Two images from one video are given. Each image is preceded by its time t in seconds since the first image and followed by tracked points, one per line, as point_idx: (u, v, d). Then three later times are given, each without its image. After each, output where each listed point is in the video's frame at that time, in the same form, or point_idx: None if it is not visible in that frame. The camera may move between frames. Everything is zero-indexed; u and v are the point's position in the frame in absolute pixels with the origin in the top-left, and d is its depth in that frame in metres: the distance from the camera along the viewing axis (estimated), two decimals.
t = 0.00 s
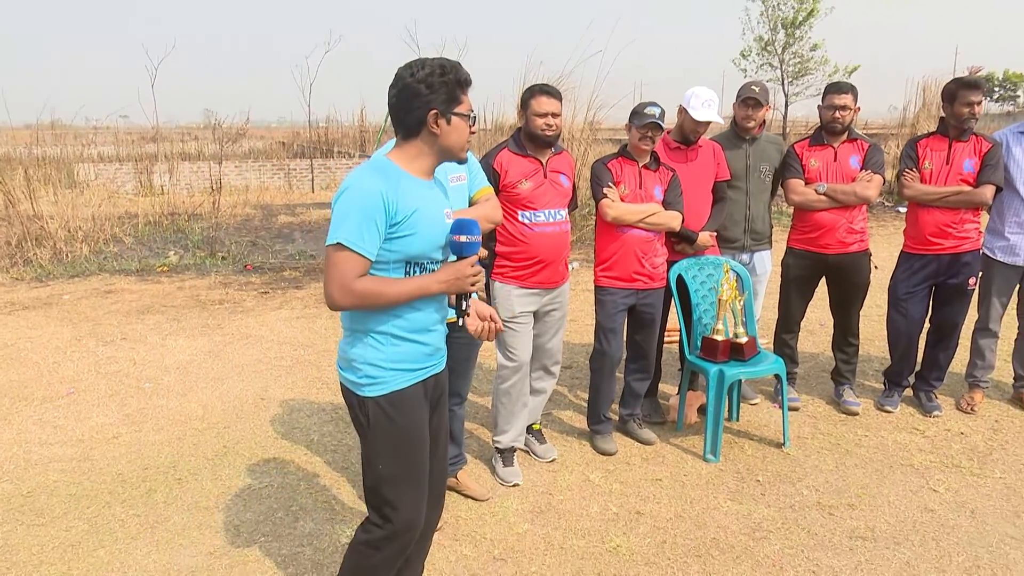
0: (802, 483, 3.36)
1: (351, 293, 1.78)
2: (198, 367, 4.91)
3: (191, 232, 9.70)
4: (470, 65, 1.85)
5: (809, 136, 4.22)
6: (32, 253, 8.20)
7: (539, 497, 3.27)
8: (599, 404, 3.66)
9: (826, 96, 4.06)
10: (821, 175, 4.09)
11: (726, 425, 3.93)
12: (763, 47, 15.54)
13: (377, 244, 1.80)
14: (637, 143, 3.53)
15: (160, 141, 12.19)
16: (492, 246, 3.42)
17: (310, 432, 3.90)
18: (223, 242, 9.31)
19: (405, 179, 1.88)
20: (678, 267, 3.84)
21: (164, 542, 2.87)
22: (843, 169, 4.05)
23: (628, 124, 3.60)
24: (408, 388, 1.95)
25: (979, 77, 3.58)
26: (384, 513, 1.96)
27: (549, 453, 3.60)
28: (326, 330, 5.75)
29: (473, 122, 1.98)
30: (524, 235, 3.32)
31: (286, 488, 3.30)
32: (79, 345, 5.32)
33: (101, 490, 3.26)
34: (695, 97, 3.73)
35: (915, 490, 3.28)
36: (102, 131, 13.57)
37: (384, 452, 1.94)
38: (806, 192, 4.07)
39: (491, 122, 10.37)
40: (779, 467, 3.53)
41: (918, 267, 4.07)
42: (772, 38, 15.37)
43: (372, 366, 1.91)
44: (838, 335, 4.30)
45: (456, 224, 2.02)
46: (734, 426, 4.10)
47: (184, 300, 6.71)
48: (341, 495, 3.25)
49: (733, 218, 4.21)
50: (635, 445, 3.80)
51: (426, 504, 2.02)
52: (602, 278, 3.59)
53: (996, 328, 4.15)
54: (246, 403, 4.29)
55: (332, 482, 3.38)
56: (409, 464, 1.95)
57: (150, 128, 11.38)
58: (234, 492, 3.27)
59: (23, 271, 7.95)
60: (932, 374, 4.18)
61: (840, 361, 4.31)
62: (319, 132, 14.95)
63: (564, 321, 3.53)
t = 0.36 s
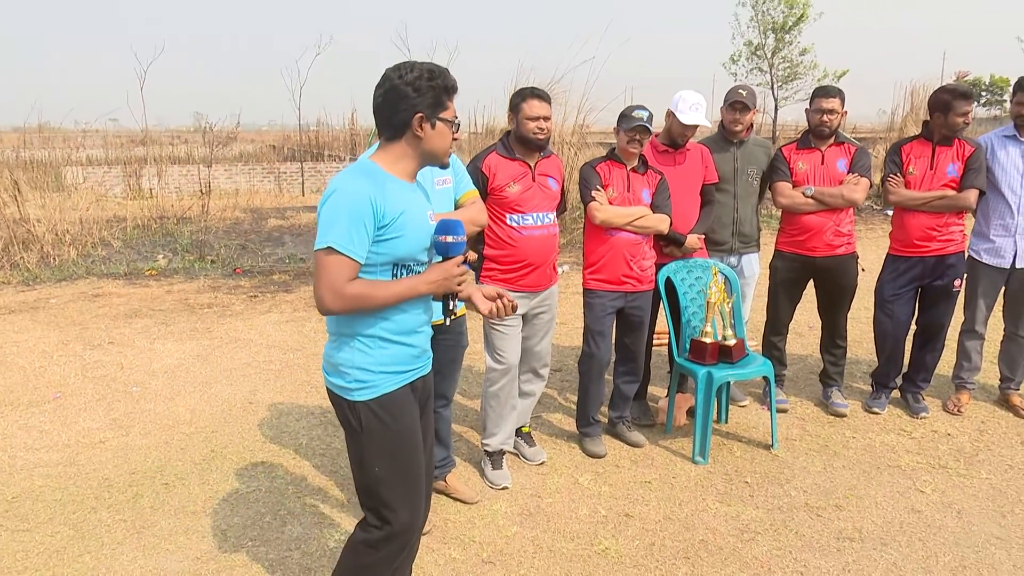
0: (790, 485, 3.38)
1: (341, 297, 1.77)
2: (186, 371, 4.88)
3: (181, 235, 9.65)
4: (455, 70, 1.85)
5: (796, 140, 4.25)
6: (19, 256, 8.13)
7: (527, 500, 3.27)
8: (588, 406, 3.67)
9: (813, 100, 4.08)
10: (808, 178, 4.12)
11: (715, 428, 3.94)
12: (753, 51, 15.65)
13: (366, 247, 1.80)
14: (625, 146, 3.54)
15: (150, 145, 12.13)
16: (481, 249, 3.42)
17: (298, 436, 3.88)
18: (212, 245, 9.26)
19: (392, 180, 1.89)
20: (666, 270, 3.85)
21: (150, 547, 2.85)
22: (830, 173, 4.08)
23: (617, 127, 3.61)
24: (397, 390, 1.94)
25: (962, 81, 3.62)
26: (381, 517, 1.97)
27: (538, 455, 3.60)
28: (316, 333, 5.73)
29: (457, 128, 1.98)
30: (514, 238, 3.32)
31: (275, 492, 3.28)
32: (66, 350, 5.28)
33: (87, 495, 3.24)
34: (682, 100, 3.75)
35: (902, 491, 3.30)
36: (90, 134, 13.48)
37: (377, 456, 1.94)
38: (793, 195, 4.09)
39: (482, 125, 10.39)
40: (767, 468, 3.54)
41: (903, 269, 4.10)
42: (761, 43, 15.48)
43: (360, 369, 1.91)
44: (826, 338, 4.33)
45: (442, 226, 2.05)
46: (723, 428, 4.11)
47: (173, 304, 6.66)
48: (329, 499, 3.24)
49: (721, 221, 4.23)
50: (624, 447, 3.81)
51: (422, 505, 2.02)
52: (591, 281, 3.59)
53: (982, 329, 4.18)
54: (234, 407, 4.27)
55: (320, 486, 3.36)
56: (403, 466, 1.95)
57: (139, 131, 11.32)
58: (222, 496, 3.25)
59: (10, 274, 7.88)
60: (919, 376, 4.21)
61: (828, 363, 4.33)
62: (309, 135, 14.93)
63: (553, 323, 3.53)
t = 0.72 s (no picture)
0: (780, 485, 3.38)
1: (309, 298, 1.76)
2: (174, 378, 4.84)
3: (169, 240, 9.58)
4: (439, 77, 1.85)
5: (782, 140, 4.26)
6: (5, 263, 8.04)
7: (517, 504, 3.26)
8: (578, 408, 3.66)
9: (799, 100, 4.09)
10: (795, 179, 4.12)
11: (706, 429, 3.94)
12: (741, 52, 15.71)
13: (337, 250, 1.78)
14: (612, 147, 3.54)
15: (137, 150, 12.05)
16: (469, 252, 3.40)
17: (287, 442, 3.85)
18: (201, 251, 9.21)
19: (367, 184, 1.87)
20: (655, 271, 3.84)
21: (136, 557, 2.81)
22: (816, 173, 4.09)
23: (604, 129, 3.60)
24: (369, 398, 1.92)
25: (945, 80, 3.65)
26: (347, 526, 1.95)
27: (528, 459, 3.59)
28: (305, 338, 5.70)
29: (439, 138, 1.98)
30: (502, 241, 3.31)
31: (263, 500, 3.25)
32: (52, 357, 5.22)
33: (72, 505, 3.20)
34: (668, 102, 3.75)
35: (892, 490, 3.31)
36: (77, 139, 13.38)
37: (341, 464, 1.92)
38: (780, 196, 4.10)
39: (472, 128, 10.38)
40: (758, 469, 3.55)
41: (890, 268, 4.12)
42: (749, 44, 15.55)
43: (327, 374, 1.88)
44: (815, 337, 4.34)
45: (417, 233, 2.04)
46: (713, 429, 4.11)
47: (161, 310, 6.61)
48: (317, 506, 3.21)
49: (709, 221, 4.23)
50: (615, 449, 3.80)
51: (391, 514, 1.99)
52: (579, 283, 3.59)
53: (970, 327, 4.20)
54: (222, 413, 4.23)
55: (309, 493, 3.34)
56: (365, 475, 1.92)
57: (126, 136, 11.24)
58: (209, 504, 3.22)
59: None
60: (907, 375, 4.22)
61: (817, 363, 4.34)
62: (299, 139, 14.88)
63: (542, 325, 3.52)
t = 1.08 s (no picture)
0: (775, 490, 3.35)
1: (256, 320, 1.70)
2: (164, 388, 4.79)
3: (161, 249, 9.54)
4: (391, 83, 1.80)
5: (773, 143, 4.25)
6: None
7: (510, 512, 3.22)
8: (570, 415, 3.63)
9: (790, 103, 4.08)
10: (785, 182, 4.11)
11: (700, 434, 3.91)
12: (733, 55, 15.76)
13: (283, 266, 1.72)
14: (603, 152, 3.53)
15: (129, 158, 12.00)
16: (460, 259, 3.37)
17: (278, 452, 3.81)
18: (193, 259, 9.16)
19: (313, 195, 1.80)
20: (647, 276, 3.82)
21: (123, 571, 2.77)
22: (807, 175, 4.08)
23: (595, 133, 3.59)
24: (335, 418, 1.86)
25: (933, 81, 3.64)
26: (281, 548, 1.90)
27: (521, 467, 3.56)
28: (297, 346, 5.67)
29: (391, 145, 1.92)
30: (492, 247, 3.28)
31: (253, 511, 3.21)
32: (41, 368, 5.17)
33: (59, 518, 3.15)
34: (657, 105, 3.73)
35: (887, 494, 3.29)
36: (68, 148, 13.31)
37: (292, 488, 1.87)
38: (771, 199, 4.08)
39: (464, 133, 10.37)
40: (752, 474, 3.52)
41: (882, 271, 4.11)
42: (740, 47, 15.60)
43: (285, 397, 1.82)
44: (808, 340, 4.32)
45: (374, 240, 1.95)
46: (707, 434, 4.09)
47: (152, 319, 6.56)
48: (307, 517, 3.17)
49: (701, 225, 4.23)
50: (608, 456, 3.77)
51: (332, 543, 1.95)
52: (570, 289, 3.57)
53: (964, 329, 4.18)
54: (213, 423, 4.19)
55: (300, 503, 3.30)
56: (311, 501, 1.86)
57: (117, 144, 11.19)
58: (198, 515, 3.18)
59: None
60: (902, 377, 4.21)
61: (811, 366, 4.32)
62: (291, 146, 14.85)
63: (534, 331, 3.49)
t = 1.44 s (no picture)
0: (790, 498, 3.29)
1: (200, 343, 1.67)
2: (178, 391, 4.82)
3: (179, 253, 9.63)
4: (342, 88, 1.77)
5: (788, 145, 4.19)
6: (16, 277, 8.09)
7: (520, 519, 3.19)
8: (582, 420, 3.59)
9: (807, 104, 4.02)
10: (801, 184, 4.04)
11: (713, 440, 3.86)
12: (750, 56, 15.63)
13: (231, 286, 1.70)
14: (616, 154, 3.49)
15: (148, 162, 12.13)
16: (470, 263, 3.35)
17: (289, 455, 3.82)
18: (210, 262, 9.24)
19: (260, 210, 1.78)
20: (659, 279, 3.78)
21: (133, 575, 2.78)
22: (823, 177, 4.01)
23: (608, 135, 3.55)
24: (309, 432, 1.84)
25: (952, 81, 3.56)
26: (246, 567, 1.88)
27: (532, 472, 3.53)
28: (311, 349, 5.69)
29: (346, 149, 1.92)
30: (502, 251, 3.26)
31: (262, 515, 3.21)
32: (59, 371, 5.23)
33: (71, 521, 3.17)
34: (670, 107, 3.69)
35: (906, 502, 3.22)
36: (88, 153, 13.49)
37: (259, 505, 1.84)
38: (786, 201, 4.02)
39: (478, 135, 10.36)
40: (766, 481, 3.46)
41: (899, 274, 4.03)
42: (757, 47, 15.46)
43: (241, 418, 1.80)
44: (825, 345, 4.25)
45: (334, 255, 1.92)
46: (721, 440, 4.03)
47: (168, 322, 6.61)
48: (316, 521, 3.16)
49: (714, 228, 4.17)
50: (620, 461, 3.73)
51: (299, 561, 1.93)
52: (582, 292, 3.53)
53: (986, 334, 4.09)
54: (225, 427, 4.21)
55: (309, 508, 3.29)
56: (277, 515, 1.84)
57: (136, 149, 11.32)
58: (208, 519, 3.19)
59: (7, 296, 7.82)
60: (921, 383, 4.12)
61: (827, 371, 4.24)
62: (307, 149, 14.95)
63: (545, 336, 3.46)
